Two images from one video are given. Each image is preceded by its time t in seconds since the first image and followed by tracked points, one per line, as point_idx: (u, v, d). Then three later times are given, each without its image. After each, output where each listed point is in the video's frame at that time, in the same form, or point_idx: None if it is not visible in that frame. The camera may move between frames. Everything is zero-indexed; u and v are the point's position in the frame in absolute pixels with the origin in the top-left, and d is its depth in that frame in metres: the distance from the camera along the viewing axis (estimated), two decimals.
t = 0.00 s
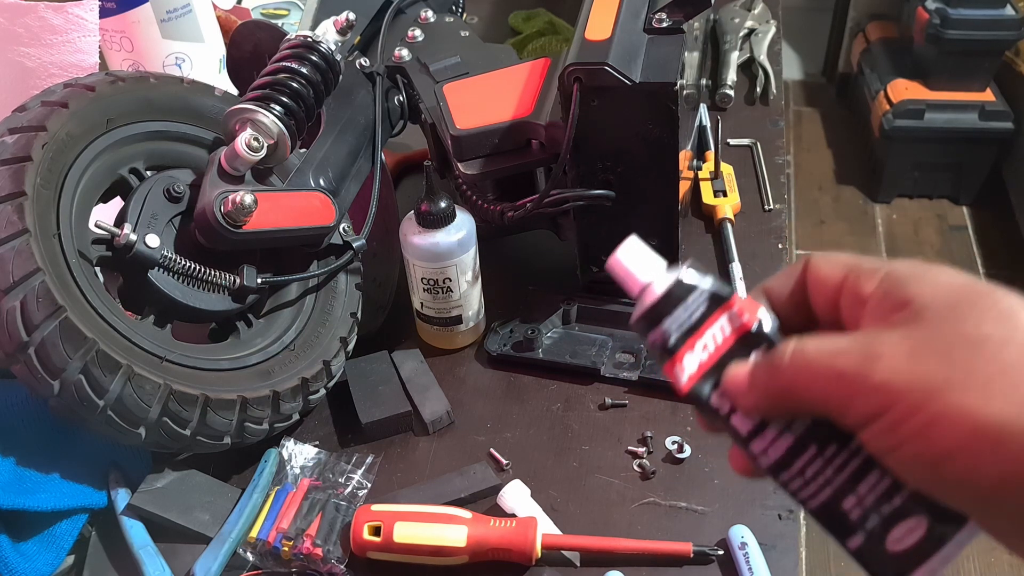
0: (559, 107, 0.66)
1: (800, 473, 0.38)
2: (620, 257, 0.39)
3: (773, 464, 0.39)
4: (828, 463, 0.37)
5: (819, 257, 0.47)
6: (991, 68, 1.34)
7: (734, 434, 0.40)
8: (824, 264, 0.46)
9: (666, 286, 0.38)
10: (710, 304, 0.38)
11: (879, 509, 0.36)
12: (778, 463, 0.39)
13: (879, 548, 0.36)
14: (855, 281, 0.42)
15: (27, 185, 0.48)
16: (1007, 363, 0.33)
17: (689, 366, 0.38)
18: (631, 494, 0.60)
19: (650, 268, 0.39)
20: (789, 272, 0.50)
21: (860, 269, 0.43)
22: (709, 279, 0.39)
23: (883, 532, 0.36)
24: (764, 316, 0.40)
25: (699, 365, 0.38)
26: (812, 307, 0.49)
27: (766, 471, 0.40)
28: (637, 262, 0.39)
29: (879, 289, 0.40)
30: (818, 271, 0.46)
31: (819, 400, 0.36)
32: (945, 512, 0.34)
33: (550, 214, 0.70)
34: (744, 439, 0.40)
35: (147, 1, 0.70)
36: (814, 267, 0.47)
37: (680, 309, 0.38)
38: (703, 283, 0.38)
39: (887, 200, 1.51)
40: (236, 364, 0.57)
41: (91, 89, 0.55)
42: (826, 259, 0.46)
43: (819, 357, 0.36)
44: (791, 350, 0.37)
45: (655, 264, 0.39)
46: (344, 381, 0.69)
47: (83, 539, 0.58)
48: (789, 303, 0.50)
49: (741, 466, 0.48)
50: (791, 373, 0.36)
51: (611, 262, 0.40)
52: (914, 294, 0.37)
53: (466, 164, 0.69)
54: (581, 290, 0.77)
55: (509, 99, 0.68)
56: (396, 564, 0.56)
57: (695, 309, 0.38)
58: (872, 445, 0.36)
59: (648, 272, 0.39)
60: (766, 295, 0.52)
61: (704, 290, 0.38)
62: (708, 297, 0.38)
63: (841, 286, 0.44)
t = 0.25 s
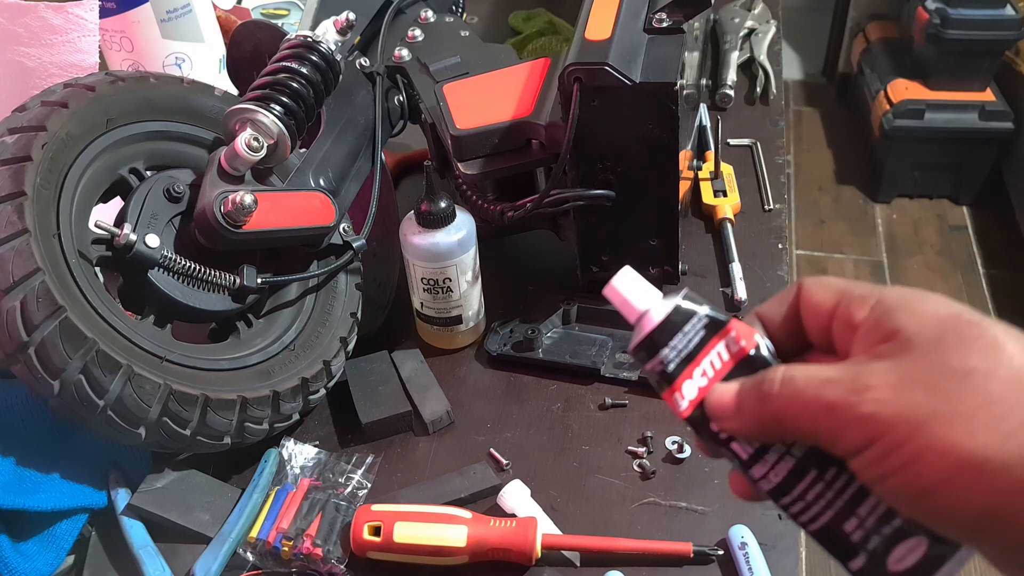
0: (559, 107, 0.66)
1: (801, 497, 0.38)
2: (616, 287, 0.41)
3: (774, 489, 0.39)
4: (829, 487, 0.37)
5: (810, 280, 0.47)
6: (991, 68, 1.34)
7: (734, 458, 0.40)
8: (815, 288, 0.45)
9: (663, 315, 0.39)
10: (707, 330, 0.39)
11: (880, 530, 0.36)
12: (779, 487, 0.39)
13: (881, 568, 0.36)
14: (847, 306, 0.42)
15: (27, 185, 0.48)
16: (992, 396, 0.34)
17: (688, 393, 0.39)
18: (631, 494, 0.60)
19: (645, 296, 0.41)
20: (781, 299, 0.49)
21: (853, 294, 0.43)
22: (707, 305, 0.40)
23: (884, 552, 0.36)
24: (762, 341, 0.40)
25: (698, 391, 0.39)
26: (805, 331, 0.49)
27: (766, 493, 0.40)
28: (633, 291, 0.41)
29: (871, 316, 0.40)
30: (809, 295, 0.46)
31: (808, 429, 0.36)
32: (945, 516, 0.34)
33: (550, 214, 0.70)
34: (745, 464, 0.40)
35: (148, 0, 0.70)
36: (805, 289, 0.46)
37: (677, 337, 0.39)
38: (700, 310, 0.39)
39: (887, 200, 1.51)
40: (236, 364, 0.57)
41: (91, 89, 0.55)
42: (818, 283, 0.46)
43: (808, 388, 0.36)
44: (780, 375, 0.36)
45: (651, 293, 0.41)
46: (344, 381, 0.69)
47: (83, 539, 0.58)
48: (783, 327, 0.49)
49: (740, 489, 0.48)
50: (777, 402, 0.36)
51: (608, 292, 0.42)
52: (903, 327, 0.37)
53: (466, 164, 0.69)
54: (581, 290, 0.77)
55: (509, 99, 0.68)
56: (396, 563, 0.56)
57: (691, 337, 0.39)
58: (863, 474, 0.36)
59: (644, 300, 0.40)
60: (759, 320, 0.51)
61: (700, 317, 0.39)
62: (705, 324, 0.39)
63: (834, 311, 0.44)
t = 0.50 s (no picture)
0: (559, 107, 0.66)
1: (802, 494, 0.38)
2: (617, 285, 0.41)
3: (775, 487, 0.39)
4: (830, 485, 0.37)
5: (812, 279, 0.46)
6: (991, 68, 1.34)
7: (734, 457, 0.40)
8: (816, 287, 0.45)
9: (665, 312, 0.39)
10: (710, 328, 0.39)
11: (882, 528, 0.36)
12: (780, 486, 0.39)
13: (883, 567, 0.36)
14: (849, 305, 0.42)
15: (27, 185, 0.48)
16: (993, 395, 0.34)
17: (690, 391, 0.39)
18: (631, 494, 0.60)
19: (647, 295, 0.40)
20: (783, 298, 0.49)
21: (854, 294, 0.42)
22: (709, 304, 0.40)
23: (886, 551, 0.36)
24: (762, 339, 0.40)
25: (699, 389, 0.38)
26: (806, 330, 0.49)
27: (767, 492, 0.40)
28: (635, 289, 0.41)
29: (874, 313, 0.40)
30: (810, 295, 0.45)
31: (817, 405, 0.36)
32: (945, 516, 0.34)
33: (550, 214, 0.70)
34: (745, 462, 0.39)
35: (148, 1, 0.70)
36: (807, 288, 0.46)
37: (679, 334, 0.38)
38: (702, 308, 0.39)
39: (887, 200, 1.51)
40: (236, 365, 0.57)
41: (91, 89, 0.55)
42: (819, 282, 0.45)
43: (821, 360, 0.36)
44: (795, 353, 0.37)
45: (654, 292, 0.40)
46: (344, 381, 0.69)
47: (83, 539, 0.58)
48: (783, 327, 0.49)
49: (740, 489, 0.48)
50: (788, 373, 0.36)
51: (610, 290, 0.42)
52: (913, 313, 0.37)
53: (466, 164, 0.69)
54: (581, 290, 0.77)
55: (509, 99, 0.68)
56: (395, 564, 0.56)
57: (693, 334, 0.38)
58: (863, 458, 0.36)
59: (646, 298, 0.40)
60: (761, 320, 0.51)
61: (702, 315, 0.38)
62: (708, 321, 0.39)
63: (835, 310, 0.44)
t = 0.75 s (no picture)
0: (559, 107, 0.66)
1: (808, 490, 0.38)
2: (623, 281, 0.41)
3: (781, 483, 0.39)
4: (836, 481, 0.37)
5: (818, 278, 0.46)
6: (991, 68, 1.34)
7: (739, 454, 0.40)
8: (822, 286, 0.45)
9: (671, 309, 0.39)
10: (716, 324, 0.38)
11: (887, 524, 0.36)
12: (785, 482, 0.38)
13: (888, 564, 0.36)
14: (855, 303, 0.42)
15: (27, 185, 0.48)
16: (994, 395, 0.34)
17: (696, 386, 0.38)
18: (631, 494, 0.60)
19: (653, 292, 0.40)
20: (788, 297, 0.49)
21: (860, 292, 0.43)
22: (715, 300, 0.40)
23: (891, 548, 0.35)
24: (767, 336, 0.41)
25: (705, 384, 0.38)
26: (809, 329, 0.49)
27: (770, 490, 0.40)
28: (641, 285, 0.40)
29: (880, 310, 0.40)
30: (816, 294, 0.46)
31: (826, 394, 0.36)
32: (946, 516, 0.34)
33: (550, 214, 0.70)
34: (751, 458, 0.39)
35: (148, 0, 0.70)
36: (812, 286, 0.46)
37: (685, 330, 0.38)
38: (709, 304, 0.39)
39: (887, 200, 1.51)
40: (236, 364, 0.57)
41: (91, 89, 0.55)
42: (824, 281, 0.45)
43: (829, 350, 0.37)
44: (802, 344, 0.38)
45: (659, 288, 0.40)
46: (344, 381, 0.69)
47: (83, 539, 0.58)
48: (789, 326, 0.49)
49: (746, 488, 0.48)
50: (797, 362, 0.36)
51: (615, 287, 0.41)
52: (919, 308, 0.38)
53: (466, 164, 0.69)
54: (581, 290, 0.77)
55: (509, 99, 0.68)
56: (395, 564, 0.56)
57: (700, 329, 0.38)
58: (871, 450, 0.36)
59: (652, 295, 0.40)
60: (768, 318, 0.51)
61: (709, 311, 0.38)
62: (714, 317, 0.38)
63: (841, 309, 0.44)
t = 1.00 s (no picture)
0: (559, 107, 0.66)
1: (806, 500, 0.38)
2: (616, 295, 0.40)
3: (778, 493, 0.39)
4: (833, 491, 0.37)
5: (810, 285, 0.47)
6: (991, 68, 1.34)
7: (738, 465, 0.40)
8: (815, 293, 0.45)
9: (664, 322, 0.39)
10: (708, 336, 0.39)
11: (885, 532, 0.36)
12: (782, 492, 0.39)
13: (887, 571, 0.36)
14: (848, 310, 0.42)
15: (27, 185, 0.48)
16: (993, 396, 0.34)
17: (690, 400, 0.39)
18: (631, 494, 0.60)
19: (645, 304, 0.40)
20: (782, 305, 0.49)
21: (853, 298, 0.43)
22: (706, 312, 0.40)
23: (891, 555, 0.36)
24: (762, 344, 0.41)
25: (700, 398, 0.39)
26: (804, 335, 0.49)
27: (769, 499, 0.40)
28: (634, 299, 0.40)
29: (873, 316, 0.40)
30: (810, 300, 0.46)
31: (815, 411, 0.36)
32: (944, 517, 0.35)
33: (550, 214, 0.70)
34: (748, 469, 0.40)
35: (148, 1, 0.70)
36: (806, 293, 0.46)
37: (678, 344, 0.39)
38: (700, 316, 0.39)
39: (887, 200, 1.51)
40: (236, 364, 0.57)
41: (90, 89, 0.55)
42: (816, 289, 0.46)
43: (817, 368, 0.36)
44: (792, 359, 0.37)
45: (652, 300, 0.40)
46: (344, 381, 0.69)
47: (83, 539, 0.58)
48: (783, 333, 0.49)
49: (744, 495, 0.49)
50: (785, 380, 0.36)
51: (608, 299, 0.41)
52: (908, 318, 0.37)
53: (466, 164, 0.69)
54: (581, 291, 0.77)
55: (509, 99, 0.68)
56: (396, 564, 0.56)
57: (693, 343, 0.38)
58: (866, 463, 0.36)
59: (644, 308, 0.40)
60: (760, 327, 0.51)
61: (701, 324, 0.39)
62: (706, 330, 0.39)
63: (835, 316, 0.44)
